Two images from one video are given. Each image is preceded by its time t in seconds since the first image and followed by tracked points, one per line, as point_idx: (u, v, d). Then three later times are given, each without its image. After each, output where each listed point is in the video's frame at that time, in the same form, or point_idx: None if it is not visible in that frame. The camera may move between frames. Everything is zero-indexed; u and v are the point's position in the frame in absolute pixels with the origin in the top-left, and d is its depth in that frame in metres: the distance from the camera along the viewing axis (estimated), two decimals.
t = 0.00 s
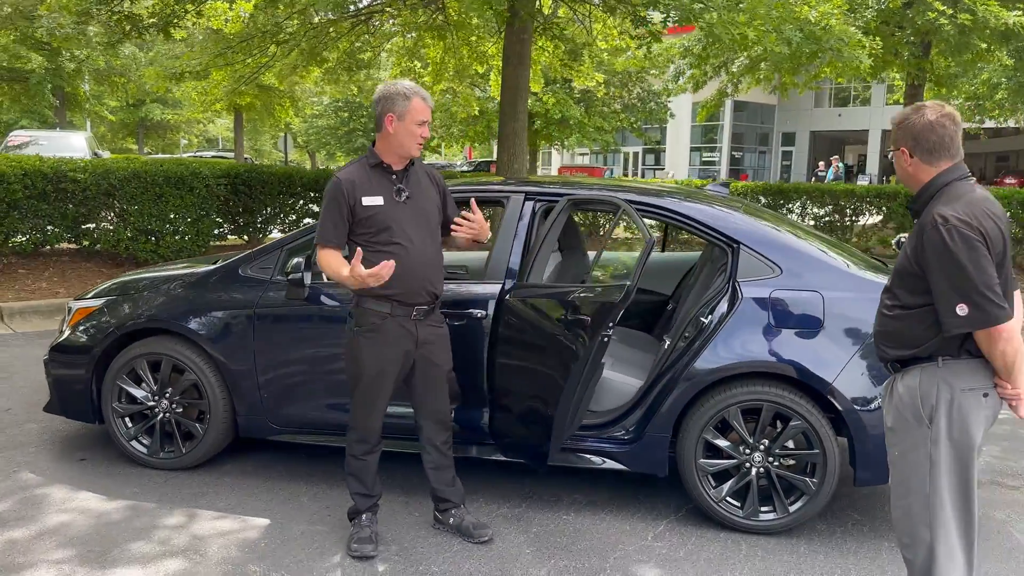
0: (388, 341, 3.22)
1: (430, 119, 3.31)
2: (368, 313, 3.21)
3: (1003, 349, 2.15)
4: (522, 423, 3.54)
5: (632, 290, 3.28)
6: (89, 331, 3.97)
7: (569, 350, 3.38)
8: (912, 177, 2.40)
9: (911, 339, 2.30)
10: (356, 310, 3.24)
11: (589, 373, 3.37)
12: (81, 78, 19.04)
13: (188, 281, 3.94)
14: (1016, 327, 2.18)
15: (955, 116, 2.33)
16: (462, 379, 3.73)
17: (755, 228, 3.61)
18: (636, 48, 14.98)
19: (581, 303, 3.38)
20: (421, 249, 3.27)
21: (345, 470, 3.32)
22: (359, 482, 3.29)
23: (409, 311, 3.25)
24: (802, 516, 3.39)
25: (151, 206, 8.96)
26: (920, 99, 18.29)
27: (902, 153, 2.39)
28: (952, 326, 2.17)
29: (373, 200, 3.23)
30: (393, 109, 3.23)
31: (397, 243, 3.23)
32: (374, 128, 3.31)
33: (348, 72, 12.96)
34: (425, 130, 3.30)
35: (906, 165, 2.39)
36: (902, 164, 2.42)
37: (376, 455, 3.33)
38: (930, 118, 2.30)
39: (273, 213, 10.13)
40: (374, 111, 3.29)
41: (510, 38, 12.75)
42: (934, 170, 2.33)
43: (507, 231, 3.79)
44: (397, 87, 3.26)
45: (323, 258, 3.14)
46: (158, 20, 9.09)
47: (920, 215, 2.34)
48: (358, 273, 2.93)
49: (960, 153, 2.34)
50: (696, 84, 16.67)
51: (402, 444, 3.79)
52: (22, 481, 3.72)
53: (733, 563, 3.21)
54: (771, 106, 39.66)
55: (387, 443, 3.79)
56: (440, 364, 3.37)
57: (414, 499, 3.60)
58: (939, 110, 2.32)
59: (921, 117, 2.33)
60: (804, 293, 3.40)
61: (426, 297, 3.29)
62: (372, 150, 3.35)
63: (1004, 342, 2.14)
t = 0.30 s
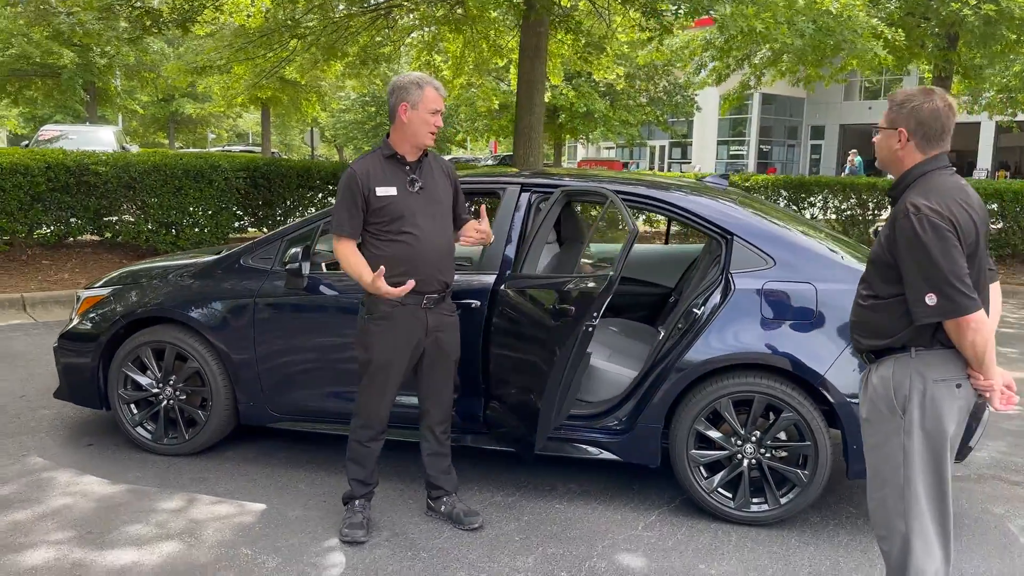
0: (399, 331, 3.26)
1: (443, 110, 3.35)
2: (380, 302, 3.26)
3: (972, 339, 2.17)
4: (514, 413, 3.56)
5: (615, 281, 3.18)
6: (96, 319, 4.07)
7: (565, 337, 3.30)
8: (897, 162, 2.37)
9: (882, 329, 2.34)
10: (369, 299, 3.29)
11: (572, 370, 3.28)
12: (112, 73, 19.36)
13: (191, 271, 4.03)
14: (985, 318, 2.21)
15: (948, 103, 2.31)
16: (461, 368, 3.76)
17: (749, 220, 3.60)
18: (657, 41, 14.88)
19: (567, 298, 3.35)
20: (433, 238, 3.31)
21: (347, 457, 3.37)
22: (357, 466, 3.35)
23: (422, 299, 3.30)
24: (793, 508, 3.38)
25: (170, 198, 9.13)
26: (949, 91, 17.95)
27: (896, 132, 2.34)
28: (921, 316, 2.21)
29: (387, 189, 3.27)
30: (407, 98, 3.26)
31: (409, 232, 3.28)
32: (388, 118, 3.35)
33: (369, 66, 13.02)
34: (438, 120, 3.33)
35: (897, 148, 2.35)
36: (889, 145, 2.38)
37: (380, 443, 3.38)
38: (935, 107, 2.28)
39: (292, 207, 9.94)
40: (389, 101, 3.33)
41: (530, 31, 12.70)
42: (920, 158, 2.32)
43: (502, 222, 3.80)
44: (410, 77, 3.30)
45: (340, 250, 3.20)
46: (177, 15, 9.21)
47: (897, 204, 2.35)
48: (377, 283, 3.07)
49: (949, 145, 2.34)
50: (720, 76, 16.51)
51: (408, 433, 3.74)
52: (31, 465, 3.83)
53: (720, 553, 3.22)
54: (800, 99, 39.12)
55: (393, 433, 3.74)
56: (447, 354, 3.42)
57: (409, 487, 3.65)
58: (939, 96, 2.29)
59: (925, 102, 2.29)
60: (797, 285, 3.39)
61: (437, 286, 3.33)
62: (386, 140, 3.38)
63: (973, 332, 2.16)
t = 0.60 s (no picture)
0: (415, 315, 3.24)
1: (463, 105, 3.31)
2: (394, 291, 3.23)
3: (952, 330, 2.22)
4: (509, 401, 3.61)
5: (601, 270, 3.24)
6: (107, 307, 4.18)
7: (550, 324, 3.39)
8: (874, 152, 2.36)
9: (863, 318, 2.39)
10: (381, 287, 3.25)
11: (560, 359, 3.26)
12: (139, 67, 19.64)
13: (199, 260, 4.12)
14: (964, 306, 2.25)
15: (910, 88, 2.33)
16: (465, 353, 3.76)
17: (745, 211, 3.61)
18: (679, 32, 14.76)
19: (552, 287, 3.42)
20: (447, 229, 3.28)
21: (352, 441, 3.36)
22: (361, 450, 3.33)
23: (434, 288, 3.27)
24: (785, 496, 3.39)
25: (189, 190, 9.29)
26: (978, 82, 17.62)
27: (871, 123, 2.34)
28: (901, 305, 2.24)
29: (405, 178, 3.22)
30: (427, 91, 3.23)
31: (424, 223, 3.24)
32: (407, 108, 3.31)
33: (389, 61, 13.09)
34: (457, 114, 3.29)
35: (874, 138, 2.35)
36: (866, 137, 2.37)
37: (387, 429, 3.36)
38: (898, 92, 2.30)
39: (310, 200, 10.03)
40: (410, 92, 3.29)
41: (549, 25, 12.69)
42: (901, 144, 2.32)
43: (500, 212, 3.85)
44: (433, 70, 3.26)
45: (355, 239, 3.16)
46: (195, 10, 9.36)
47: (879, 191, 2.35)
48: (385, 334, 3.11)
49: (923, 129, 2.35)
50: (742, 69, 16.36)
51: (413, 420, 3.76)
52: (44, 447, 3.96)
53: (711, 539, 3.25)
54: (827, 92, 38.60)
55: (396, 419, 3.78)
56: (458, 341, 3.40)
57: (407, 471, 3.72)
58: (896, 84, 2.32)
59: (891, 90, 2.32)
60: (790, 275, 3.40)
61: (450, 275, 3.30)
62: (404, 131, 3.33)
63: (952, 324, 2.20)
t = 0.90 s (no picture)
0: (413, 304, 3.31)
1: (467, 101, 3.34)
2: (393, 281, 3.30)
3: (922, 320, 2.22)
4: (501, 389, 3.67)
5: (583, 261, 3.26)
6: (115, 296, 4.30)
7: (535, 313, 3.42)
8: (845, 145, 2.38)
9: (837, 308, 2.40)
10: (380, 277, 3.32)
11: (546, 348, 3.28)
12: (163, 62, 19.87)
13: (203, 250, 4.22)
14: (936, 297, 2.25)
15: (879, 80, 2.35)
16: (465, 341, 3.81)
17: (736, 203, 3.64)
18: (697, 24, 14.68)
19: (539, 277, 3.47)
20: (445, 220, 3.33)
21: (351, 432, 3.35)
22: (359, 441, 3.33)
23: (432, 278, 3.33)
24: (772, 485, 3.43)
25: (205, 183, 9.44)
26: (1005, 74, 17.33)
27: (839, 118, 2.36)
28: (872, 297, 2.24)
29: (407, 170, 3.27)
30: (433, 86, 3.24)
31: (424, 215, 3.29)
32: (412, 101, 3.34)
33: (405, 55, 13.17)
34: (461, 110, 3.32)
35: (843, 132, 2.36)
36: (837, 131, 2.39)
37: (384, 418, 3.37)
38: (866, 85, 2.32)
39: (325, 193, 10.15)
40: (416, 85, 3.31)
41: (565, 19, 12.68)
42: (870, 136, 2.33)
43: (494, 205, 3.90)
44: (439, 65, 3.28)
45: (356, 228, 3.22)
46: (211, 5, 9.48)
47: (851, 184, 2.36)
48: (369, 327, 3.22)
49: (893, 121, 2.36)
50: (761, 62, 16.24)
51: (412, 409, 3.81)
52: (54, 431, 4.08)
53: (696, 526, 3.29)
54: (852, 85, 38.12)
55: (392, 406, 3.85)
56: (454, 331, 3.47)
57: (403, 458, 3.80)
58: (863, 77, 2.34)
59: (857, 83, 2.33)
60: (779, 266, 3.43)
61: (448, 266, 3.36)
62: (408, 124, 3.38)
63: (923, 314, 2.21)
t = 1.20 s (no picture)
0: (399, 298, 3.36)
1: (451, 95, 3.39)
2: (378, 274, 3.35)
3: (898, 310, 2.23)
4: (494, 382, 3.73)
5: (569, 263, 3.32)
6: (120, 288, 4.39)
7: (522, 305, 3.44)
8: (817, 144, 2.42)
9: (816, 301, 2.41)
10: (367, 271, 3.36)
11: (533, 341, 3.31)
12: (183, 58, 20.04)
13: (205, 244, 4.30)
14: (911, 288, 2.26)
15: (846, 79, 2.41)
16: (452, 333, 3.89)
17: (727, 199, 3.66)
18: (712, 20, 14.61)
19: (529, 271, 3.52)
20: (430, 215, 3.38)
21: (339, 424, 3.41)
22: (348, 432, 3.40)
23: (417, 272, 3.38)
24: (760, 479, 3.46)
25: (217, 178, 9.56)
26: None
27: (809, 117, 2.42)
28: (850, 290, 2.25)
29: (393, 164, 3.32)
30: (416, 82, 3.31)
31: (411, 209, 3.34)
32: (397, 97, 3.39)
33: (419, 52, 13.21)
34: (445, 104, 3.38)
35: (814, 131, 2.42)
36: (809, 131, 2.45)
37: (371, 409, 3.43)
38: (834, 82, 2.37)
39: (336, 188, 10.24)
40: (400, 81, 3.37)
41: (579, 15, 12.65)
42: (843, 133, 2.38)
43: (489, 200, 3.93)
44: (422, 61, 3.34)
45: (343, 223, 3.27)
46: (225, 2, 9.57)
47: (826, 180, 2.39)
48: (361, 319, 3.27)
49: (862, 118, 2.41)
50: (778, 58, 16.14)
51: (400, 399, 3.91)
52: (60, 420, 4.19)
53: (683, 518, 3.33)
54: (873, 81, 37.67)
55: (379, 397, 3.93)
56: (442, 324, 3.53)
57: (398, 449, 3.86)
58: (830, 76, 2.39)
59: (825, 82, 2.38)
60: (768, 263, 3.45)
61: (433, 260, 3.41)
62: (394, 119, 3.43)
63: (899, 304, 2.22)
